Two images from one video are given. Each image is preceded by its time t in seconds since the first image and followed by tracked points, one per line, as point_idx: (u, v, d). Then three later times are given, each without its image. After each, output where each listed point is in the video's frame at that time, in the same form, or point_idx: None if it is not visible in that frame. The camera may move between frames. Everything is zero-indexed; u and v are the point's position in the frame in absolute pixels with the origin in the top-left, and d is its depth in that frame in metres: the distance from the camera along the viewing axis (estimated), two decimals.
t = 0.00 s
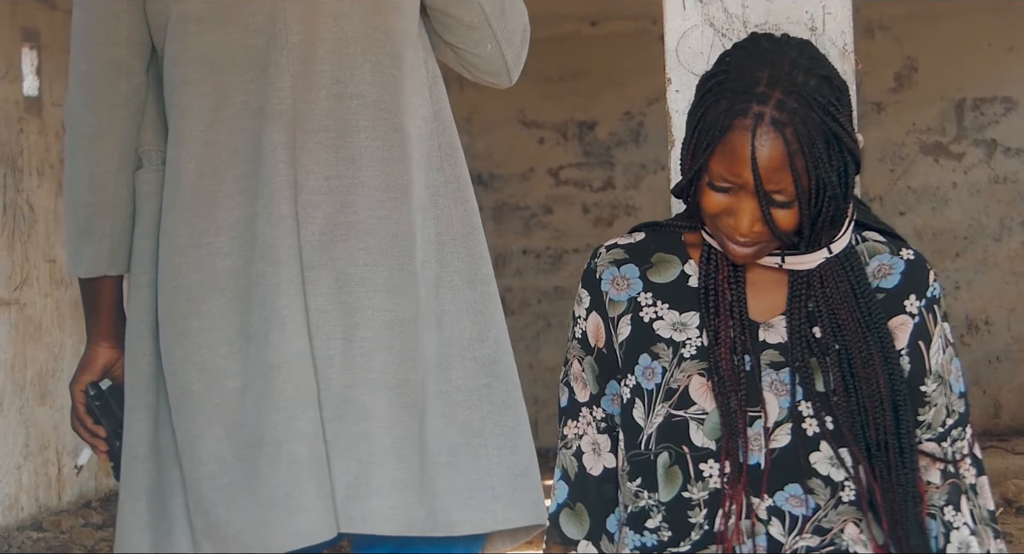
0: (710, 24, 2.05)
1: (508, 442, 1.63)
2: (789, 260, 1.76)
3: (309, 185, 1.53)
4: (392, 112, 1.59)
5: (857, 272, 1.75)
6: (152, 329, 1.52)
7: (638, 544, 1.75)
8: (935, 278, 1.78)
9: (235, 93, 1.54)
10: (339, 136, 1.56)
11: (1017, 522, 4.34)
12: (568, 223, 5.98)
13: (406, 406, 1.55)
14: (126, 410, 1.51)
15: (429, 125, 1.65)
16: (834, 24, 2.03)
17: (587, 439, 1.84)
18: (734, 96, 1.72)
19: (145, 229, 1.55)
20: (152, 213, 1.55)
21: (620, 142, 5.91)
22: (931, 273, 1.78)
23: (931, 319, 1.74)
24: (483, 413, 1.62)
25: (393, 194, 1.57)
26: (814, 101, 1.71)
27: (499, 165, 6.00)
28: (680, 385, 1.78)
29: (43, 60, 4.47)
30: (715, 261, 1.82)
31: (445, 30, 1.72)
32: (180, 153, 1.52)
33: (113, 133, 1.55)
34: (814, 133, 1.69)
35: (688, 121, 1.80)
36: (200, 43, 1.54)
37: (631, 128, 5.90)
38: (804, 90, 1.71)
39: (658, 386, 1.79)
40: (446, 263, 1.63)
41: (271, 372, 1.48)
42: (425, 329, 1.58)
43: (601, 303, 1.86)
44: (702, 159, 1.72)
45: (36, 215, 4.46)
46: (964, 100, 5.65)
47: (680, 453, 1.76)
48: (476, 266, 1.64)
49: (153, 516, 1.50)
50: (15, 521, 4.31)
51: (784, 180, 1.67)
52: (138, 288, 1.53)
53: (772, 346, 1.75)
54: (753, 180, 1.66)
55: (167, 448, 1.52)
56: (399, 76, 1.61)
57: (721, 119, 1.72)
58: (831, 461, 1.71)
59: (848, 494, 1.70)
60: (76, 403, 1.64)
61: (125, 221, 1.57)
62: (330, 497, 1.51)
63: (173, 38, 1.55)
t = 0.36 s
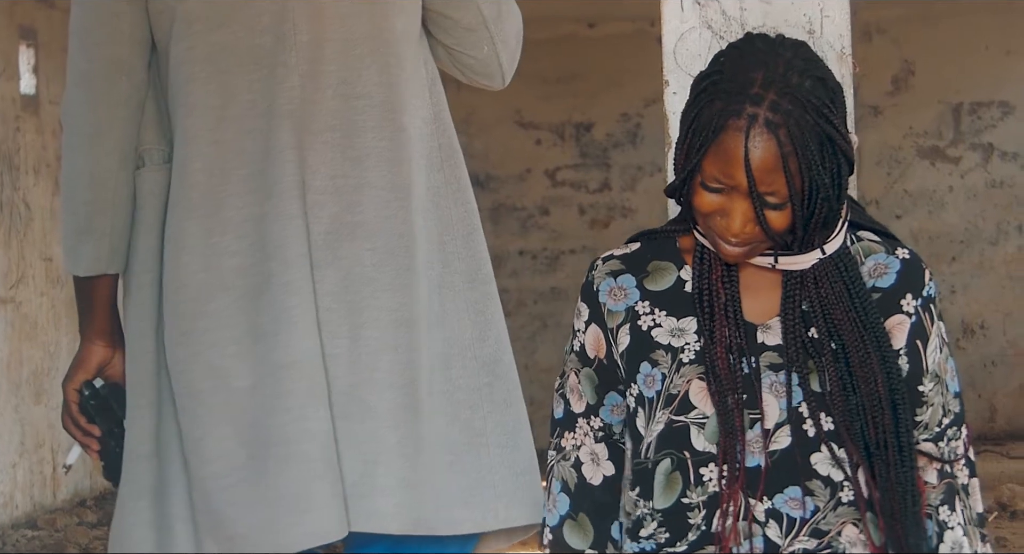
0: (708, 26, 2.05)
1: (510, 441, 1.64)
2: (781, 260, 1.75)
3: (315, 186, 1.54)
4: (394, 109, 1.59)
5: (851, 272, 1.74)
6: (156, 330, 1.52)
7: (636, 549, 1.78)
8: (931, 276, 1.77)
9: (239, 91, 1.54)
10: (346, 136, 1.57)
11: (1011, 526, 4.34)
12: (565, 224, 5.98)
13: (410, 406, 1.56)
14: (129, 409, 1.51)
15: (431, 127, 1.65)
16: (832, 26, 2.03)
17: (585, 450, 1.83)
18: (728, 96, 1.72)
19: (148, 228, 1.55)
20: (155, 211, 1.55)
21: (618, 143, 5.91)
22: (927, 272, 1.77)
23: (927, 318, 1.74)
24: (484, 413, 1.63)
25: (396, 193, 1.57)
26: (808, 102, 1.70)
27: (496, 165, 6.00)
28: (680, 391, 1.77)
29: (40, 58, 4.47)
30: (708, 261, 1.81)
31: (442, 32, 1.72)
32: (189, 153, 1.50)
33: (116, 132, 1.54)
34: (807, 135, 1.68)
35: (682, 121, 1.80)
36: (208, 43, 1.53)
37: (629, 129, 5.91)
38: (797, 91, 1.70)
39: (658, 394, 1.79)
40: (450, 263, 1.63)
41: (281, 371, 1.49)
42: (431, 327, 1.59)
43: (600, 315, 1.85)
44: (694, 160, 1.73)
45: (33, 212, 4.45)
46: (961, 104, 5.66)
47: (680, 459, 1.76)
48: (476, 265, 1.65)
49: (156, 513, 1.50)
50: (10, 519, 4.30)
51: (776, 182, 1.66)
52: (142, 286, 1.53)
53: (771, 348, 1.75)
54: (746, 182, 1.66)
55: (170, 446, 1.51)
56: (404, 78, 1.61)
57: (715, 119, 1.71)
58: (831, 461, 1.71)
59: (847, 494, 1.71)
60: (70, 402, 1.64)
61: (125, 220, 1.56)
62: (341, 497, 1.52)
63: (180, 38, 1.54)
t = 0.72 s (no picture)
0: (706, 22, 2.05)
1: (508, 437, 1.64)
2: (792, 255, 1.77)
3: (312, 179, 1.54)
4: (387, 100, 1.59)
5: (861, 266, 1.76)
6: (154, 328, 1.52)
7: (637, 545, 1.77)
8: (939, 272, 1.79)
9: (233, 86, 1.53)
10: (341, 130, 1.56)
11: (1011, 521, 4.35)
12: (563, 220, 5.98)
13: (409, 400, 1.55)
14: (129, 407, 1.53)
15: (422, 121, 1.66)
16: (830, 22, 2.03)
17: (591, 451, 1.80)
18: (741, 92, 1.73)
19: (145, 223, 1.54)
20: (152, 207, 1.55)
21: (616, 139, 5.92)
22: (936, 268, 1.79)
23: (936, 313, 1.76)
24: (481, 406, 1.62)
25: (389, 188, 1.57)
26: (820, 99, 1.72)
27: (494, 162, 5.98)
28: (692, 389, 1.77)
29: (38, 53, 4.46)
30: (715, 256, 1.82)
31: (436, 30, 1.72)
32: (186, 149, 1.51)
33: (110, 129, 1.54)
34: (820, 134, 1.71)
35: (692, 116, 1.82)
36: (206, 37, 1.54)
37: (626, 126, 5.92)
38: (810, 88, 1.73)
39: (672, 393, 1.78)
40: (445, 257, 1.63)
41: (281, 366, 1.49)
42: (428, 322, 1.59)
43: (610, 316, 1.84)
44: (709, 151, 1.74)
45: (31, 208, 4.44)
46: (960, 100, 5.67)
47: (693, 457, 1.75)
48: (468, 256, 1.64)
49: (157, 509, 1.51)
50: (8, 515, 4.29)
51: (786, 180, 1.70)
52: (140, 283, 1.52)
53: (782, 346, 1.75)
54: (757, 179, 1.69)
55: (168, 444, 1.51)
56: (397, 72, 1.61)
57: (727, 115, 1.73)
58: (837, 461, 1.71)
59: (850, 493, 1.70)
60: (65, 399, 1.64)
61: (119, 218, 1.56)
62: (342, 491, 1.51)
63: (176, 34, 1.54)
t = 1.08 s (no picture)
0: (706, 18, 2.05)
1: (503, 436, 1.64)
2: (817, 261, 1.75)
3: (304, 180, 1.52)
4: (379, 100, 1.58)
5: (880, 283, 1.75)
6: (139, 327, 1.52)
7: (633, 532, 1.76)
8: (947, 300, 1.76)
9: (226, 83, 1.53)
10: (334, 130, 1.55)
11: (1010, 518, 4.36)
12: (562, 216, 5.98)
13: (399, 400, 1.54)
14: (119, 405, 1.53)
15: (419, 118, 1.64)
16: (830, 19, 2.03)
17: (588, 423, 1.76)
18: (787, 96, 1.70)
19: (138, 219, 1.55)
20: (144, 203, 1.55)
21: (616, 135, 5.92)
22: (944, 296, 1.76)
23: (939, 343, 1.73)
24: (478, 406, 1.62)
25: (383, 188, 1.56)
26: (866, 108, 1.69)
27: (494, 158, 5.98)
28: (683, 380, 1.77)
29: (36, 50, 4.45)
30: (739, 256, 1.78)
31: (437, 27, 1.71)
32: (177, 147, 1.52)
33: (103, 124, 1.55)
34: (863, 141, 1.68)
35: (731, 120, 1.79)
36: (198, 35, 1.54)
37: (626, 122, 5.91)
38: (857, 97, 1.69)
39: (661, 379, 1.77)
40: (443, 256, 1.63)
41: (268, 365, 1.49)
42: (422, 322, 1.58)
43: (614, 289, 1.80)
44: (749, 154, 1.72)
45: (31, 205, 4.44)
46: (959, 96, 5.67)
47: (678, 448, 1.77)
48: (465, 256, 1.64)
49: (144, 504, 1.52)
50: (8, 511, 4.29)
51: (829, 186, 1.66)
52: (131, 280, 1.53)
53: (778, 350, 1.75)
54: (799, 183, 1.66)
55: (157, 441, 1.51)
56: (392, 72, 1.60)
57: (771, 120, 1.70)
58: (829, 467, 1.72)
59: (842, 498, 1.72)
60: (61, 392, 1.64)
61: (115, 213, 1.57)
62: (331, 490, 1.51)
63: (168, 31, 1.55)
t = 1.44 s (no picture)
0: (706, 15, 2.05)
1: (505, 431, 1.77)
2: (765, 246, 1.74)
3: (297, 186, 1.68)
4: (359, 101, 1.72)
5: (834, 260, 1.75)
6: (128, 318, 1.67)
7: (627, 539, 1.76)
8: (917, 266, 1.78)
9: (216, 81, 1.68)
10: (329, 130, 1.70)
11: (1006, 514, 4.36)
12: (562, 212, 6.00)
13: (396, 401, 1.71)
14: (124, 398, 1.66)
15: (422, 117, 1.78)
16: (830, 15, 2.03)
17: (572, 439, 1.79)
18: (706, 85, 1.67)
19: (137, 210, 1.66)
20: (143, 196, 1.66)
21: (615, 132, 5.92)
22: (913, 262, 1.78)
23: (913, 307, 1.75)
24: (483, 404, 1.76)
25: (372, 195, 1.71)
26: (785, 88, 1.67)
27: (495, 154, 6.02)
28: (664, 379, 1.76)
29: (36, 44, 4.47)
30: (694, 250, 1.80)
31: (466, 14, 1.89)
32: (176, 141, 1.66)
33: (104, 116, 1.67)
34: (786, 123, 1.65)
35: (660, 114, 1.75)
36: (193, 35, 1.68)
37: (626, 118, 5.91)
38: (775, 78, 1.67)
39: (642, 381, 1.76)
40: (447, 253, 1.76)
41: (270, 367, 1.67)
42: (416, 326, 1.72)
43: (584, 302, 1.83)
44: (676, 145, 1.68)
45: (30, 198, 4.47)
46: (959, 93, 5.65)
47: (665, 446, 1.75)
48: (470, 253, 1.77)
49: (131, 485, 1.65)
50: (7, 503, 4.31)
51: (756, 167, 1.64)
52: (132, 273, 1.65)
53: (754, 337, 1.74)
54: (724, 168, 1.63)
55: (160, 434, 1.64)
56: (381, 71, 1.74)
57: (694, 107, 1.67)
58: (815, 449, 1.71)
59: (833, 483, 1.70)
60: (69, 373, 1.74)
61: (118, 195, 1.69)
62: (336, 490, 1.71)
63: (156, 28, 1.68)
